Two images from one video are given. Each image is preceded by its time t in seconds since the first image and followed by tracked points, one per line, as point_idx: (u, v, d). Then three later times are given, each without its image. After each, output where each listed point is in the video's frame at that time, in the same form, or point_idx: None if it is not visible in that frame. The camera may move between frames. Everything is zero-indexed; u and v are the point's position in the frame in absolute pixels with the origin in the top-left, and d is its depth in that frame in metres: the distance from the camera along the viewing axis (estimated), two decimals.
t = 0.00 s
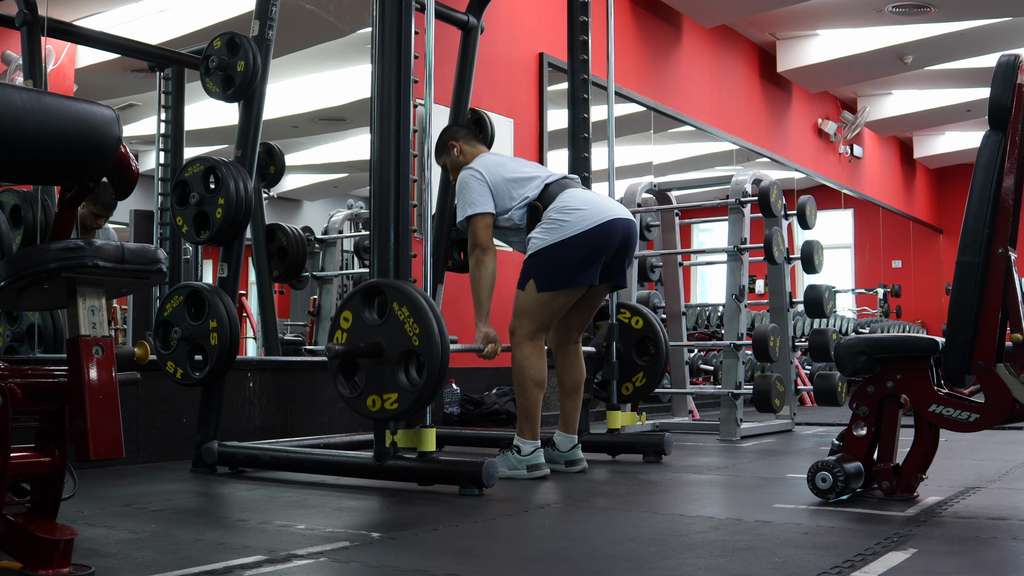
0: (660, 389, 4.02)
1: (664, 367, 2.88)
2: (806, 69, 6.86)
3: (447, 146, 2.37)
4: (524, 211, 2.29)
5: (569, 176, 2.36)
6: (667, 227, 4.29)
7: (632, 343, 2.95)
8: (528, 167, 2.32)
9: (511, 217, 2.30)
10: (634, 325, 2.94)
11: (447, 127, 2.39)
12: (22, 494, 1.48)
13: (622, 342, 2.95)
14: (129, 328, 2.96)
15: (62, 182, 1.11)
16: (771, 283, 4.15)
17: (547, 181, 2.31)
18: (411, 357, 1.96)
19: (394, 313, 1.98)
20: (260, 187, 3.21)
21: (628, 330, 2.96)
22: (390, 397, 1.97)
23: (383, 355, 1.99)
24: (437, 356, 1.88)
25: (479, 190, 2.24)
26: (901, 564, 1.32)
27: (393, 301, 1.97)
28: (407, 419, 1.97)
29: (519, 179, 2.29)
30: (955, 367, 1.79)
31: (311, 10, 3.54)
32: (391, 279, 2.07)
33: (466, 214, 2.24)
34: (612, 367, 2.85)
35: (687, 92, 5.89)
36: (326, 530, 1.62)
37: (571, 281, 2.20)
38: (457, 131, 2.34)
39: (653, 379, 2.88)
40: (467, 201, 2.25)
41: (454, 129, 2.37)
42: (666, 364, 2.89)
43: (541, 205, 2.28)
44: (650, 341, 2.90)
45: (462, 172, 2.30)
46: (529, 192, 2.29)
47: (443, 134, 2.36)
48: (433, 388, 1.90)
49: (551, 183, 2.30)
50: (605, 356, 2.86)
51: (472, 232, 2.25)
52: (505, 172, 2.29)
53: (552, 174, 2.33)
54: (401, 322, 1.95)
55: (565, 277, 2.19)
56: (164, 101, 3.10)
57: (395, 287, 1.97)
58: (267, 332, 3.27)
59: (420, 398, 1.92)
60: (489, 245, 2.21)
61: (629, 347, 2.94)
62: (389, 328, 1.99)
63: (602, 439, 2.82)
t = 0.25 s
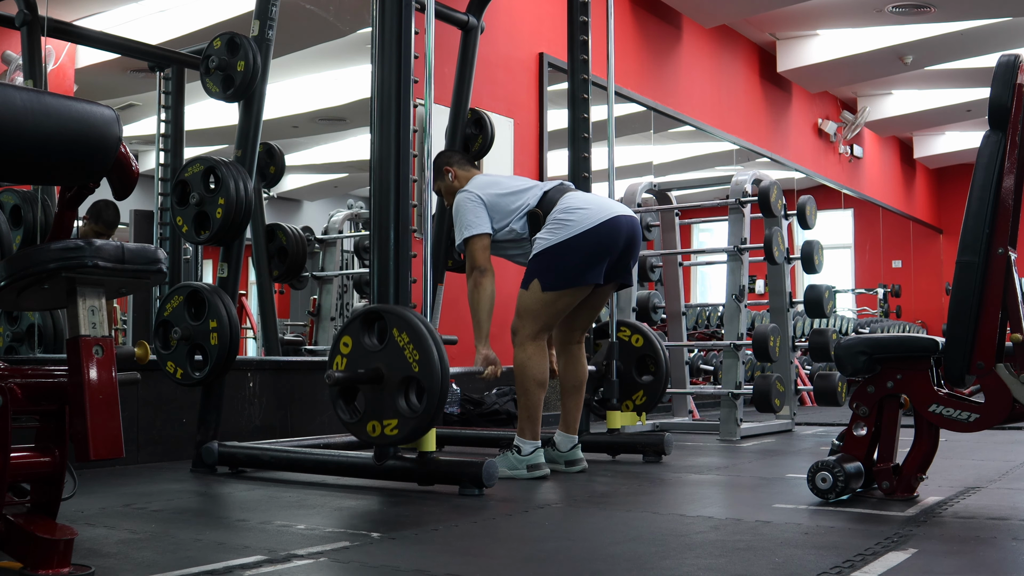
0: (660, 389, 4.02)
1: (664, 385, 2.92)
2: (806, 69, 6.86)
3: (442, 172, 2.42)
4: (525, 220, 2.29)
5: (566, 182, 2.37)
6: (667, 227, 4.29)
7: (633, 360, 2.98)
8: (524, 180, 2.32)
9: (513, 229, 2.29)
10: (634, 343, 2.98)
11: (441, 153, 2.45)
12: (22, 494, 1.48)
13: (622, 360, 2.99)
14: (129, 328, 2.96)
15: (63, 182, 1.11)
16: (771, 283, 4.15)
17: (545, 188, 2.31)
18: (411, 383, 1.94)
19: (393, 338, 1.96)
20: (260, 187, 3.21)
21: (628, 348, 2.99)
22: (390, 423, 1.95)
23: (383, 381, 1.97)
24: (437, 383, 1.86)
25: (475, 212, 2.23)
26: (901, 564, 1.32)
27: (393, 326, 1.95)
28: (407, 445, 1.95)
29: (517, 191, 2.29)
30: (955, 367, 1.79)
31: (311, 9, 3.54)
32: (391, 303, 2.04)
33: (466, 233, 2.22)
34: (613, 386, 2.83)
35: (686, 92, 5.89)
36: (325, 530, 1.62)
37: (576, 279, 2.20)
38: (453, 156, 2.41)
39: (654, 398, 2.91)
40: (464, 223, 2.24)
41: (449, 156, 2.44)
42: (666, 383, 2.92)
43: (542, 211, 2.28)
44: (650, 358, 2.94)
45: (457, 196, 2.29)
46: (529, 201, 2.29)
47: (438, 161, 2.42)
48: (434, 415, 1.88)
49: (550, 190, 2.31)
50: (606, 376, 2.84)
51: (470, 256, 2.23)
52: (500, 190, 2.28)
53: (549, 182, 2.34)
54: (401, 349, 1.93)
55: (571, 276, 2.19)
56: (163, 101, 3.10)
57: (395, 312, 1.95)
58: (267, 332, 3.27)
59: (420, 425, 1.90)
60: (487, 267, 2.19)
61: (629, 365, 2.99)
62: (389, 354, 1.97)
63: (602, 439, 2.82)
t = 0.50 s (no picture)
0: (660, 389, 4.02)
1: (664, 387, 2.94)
2: (806, 69, 6.86)
3: (445, 176, 2.39)
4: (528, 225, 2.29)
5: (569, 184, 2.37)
6: (667, 227, 4.29)
7: (633, 363, 2.99)
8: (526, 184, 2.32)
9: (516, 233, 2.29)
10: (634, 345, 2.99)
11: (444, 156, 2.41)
12: (22, 494, 1.48)
13: (622, 362, 3.01)
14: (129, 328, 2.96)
15: (62, 182, 1.11)
16: (771, 283, 4.15)
17: (547, 190, 2.31)
18: (410, 394, 1.95)
19: (393, 350, 1.96)
20: (260, 186, 3.20)
21: (628, 350, 3.00)
22: (390, 434, 1.96)
23: (383, 392, 1.97)
24: (437, 395, 1.87)
25: (477, 220, 2.23)
26: (901, 564, 1.32)
27: (392, 338, 1.95)
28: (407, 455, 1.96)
29: (519, 195, 2.29)
30: (955, 367, 1.79)
31: (311, 9, 3.54)
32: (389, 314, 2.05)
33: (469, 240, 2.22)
34: (613, 388, 2.83)
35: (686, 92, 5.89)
36: (325, 530, 1.62)
37: (578, 281, 2.20)
38: (456, 160, 2.36)
39: (654, 399, 2.94)
40: (466, 231, 2.23)
41: (452, 159, 2.39)
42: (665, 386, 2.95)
43: (545, 214, 2.27)
44: (650, 361, 2.96)
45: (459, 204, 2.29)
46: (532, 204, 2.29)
47: (442, 163, 2.38)
48: (434, 426, 1.90)
49: (552, 193, 2.30)
50: (606, 378, 2.83)
51: (471, 263, 2.22)
52: (502, 197, 2.28)
53: (550, 184, 2.34)
54: (400, 360, 1.94)
55: (573, 279, 2.20)
56: (163, 101, 3.10)
57: (394, 324, 1.96)
58: (267, 332, 3.27)
59: (421, 436, 1.91)
60: (488, 274, 2.18)
61: (629, 366, 3.00)
62: (388, 365, 1.97)
63: (602, 439, 2.82)
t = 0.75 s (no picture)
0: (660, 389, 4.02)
1: (665, 376, 2.88)
2: (806, 69, 6.86)
3: (454, 148, 2.37)
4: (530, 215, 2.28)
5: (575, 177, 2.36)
6: (667, 227, 4.29)
7: (633, 351, 2.95)
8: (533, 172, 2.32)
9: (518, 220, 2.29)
10: (634, 333, 2.95)
11: (459, 127, 2.39)
12: (22, 494, 1.48)
13: (622, 351, 2.97)
14: (129, 328, 2.96)
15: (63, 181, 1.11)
16: (771, 283, 4.15)
17: (553, 182, 2.31)
18: (411, 366, 1.95)
19: (394, 322, 1.96)
20: (260, 186, 3.20)
21: (628, 339, 2.96)
22: (390, 406, 1.95)
23: (383, 365, 1.97)
24: (437, 367, 1.86)
25: (480, 203, 2.23)
26: (901, 564, 1.32)
27: (393, 310, 1.95)
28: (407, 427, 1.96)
29: (523, 184, 2.28)
30: (955, 367, 1.79)
31: (311, 9, 3.54)
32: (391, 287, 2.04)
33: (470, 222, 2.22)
34: (612, 376, 2.85)
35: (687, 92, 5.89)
36: (325, 530, 1.62)
37: (577, 284, 2.20)
38: (467, 135, 2.34)
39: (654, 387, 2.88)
40: (468, 211, 2.24)
41: (465, 133, 2.36)
42: (666, 374, 2.89)
43: (547, 207, 2.27)
44: (650, 349, 2.91)
45: (465, 182, 2.28)
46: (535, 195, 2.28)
47: (453, 135, 2.36)
48: (433, 398, 1.89)
49: (558, 184, 2.30)
50: (606, 366, 2.86)
51: (473, 243, 2.24)
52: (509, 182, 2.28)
53: (556, 175, 2.33)
54: (401, 332, 1.93)
55: (570, 281, 2.20)
56: (164, 101, 3.09)
57: (395, 297, 1.95)
58: (267, 332, 3.28)
59: (421, 408, 1.90)
60: (490, 255, 2.20)
61: (629, 356, 2.96)
62: (389, 338, 1.97)
63: (602, 439, 2.82)
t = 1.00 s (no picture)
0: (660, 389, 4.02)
1: (664, 348, 2.89)
2: (806, 69, 6.86)
3: (470, 109, 2.34)
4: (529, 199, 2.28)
5: (580, 168, 2.35)
6: (667, 227, 4.28)
7: (633, 322, 2.95)
8: (540, 156, 2.31)
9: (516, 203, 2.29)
10: (634, 305, 2.95)
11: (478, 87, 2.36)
12: (22, 494, 1.48)
13: (621, 322, 2.96)
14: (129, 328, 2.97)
15: (64, 181, 1.11)
16: (771, 283, 4.15)
17: (557, 170, 2.30)
18: (411, 330, 1.96)
19: (393, 287, 1.97)
20: (260, 186, 3.20)
21: (628, 311, 2.96)
22: (390, 370, 1.97)
23: (383, 329, 1.98)
24: (437, 330, 1.88)
25: (486, 174, 2.23)
26: (901, 564, 1.32)
27: (393, 275, 1.96)
28: (407, 391, 1.98)
29: (528, 168, 2.28)
30: (955, 367, 1.79)
31: (311, 9, 3.54)
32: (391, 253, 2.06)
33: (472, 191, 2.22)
34: (613, 347, 2.85)
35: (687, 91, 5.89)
36: (326, 530, 1.62)
37: (571, 285, 2.20)
38: (485, 97, 2.32)
39: (653, 359, 2.89)
40: (474, 179, 2.23)
41: (482, 95, 2.34)
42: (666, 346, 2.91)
43: (547, 197, 2.27)
44: (650, 321, 2.91)
45: (474, 149, 2.28)
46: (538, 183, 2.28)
47: (470, 95, 2.33)
48: (433, 362, 1.91)
49: (561, 175, 2.29)
50: (606, 337, 2.85)
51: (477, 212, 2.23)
52: (516, 161, 2.27)
53: (563, 164, 2.32)
54: (401, 297, 1.95)
55: (563, 281, 2.20)
56: (163, 101, 3.06)
57: (394, 261, 1.96)
58: (267, 332, 3.28)
59: (420, 372, 1.92)
60: (493, 224, 2.20)
61: (629, 327, 2.95)
62: (388, 302, 1.98)
63: (602, 439, 2.82)
